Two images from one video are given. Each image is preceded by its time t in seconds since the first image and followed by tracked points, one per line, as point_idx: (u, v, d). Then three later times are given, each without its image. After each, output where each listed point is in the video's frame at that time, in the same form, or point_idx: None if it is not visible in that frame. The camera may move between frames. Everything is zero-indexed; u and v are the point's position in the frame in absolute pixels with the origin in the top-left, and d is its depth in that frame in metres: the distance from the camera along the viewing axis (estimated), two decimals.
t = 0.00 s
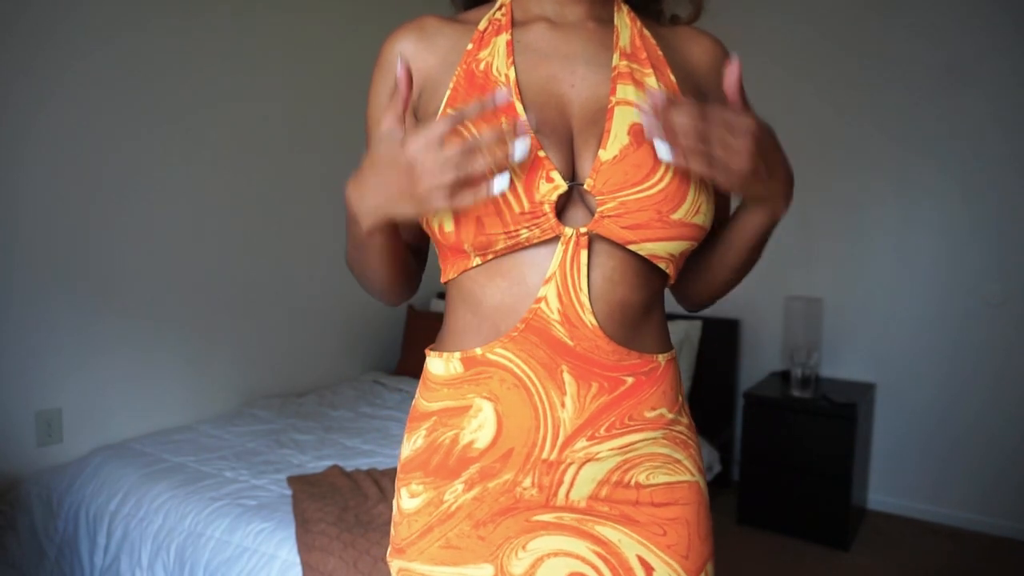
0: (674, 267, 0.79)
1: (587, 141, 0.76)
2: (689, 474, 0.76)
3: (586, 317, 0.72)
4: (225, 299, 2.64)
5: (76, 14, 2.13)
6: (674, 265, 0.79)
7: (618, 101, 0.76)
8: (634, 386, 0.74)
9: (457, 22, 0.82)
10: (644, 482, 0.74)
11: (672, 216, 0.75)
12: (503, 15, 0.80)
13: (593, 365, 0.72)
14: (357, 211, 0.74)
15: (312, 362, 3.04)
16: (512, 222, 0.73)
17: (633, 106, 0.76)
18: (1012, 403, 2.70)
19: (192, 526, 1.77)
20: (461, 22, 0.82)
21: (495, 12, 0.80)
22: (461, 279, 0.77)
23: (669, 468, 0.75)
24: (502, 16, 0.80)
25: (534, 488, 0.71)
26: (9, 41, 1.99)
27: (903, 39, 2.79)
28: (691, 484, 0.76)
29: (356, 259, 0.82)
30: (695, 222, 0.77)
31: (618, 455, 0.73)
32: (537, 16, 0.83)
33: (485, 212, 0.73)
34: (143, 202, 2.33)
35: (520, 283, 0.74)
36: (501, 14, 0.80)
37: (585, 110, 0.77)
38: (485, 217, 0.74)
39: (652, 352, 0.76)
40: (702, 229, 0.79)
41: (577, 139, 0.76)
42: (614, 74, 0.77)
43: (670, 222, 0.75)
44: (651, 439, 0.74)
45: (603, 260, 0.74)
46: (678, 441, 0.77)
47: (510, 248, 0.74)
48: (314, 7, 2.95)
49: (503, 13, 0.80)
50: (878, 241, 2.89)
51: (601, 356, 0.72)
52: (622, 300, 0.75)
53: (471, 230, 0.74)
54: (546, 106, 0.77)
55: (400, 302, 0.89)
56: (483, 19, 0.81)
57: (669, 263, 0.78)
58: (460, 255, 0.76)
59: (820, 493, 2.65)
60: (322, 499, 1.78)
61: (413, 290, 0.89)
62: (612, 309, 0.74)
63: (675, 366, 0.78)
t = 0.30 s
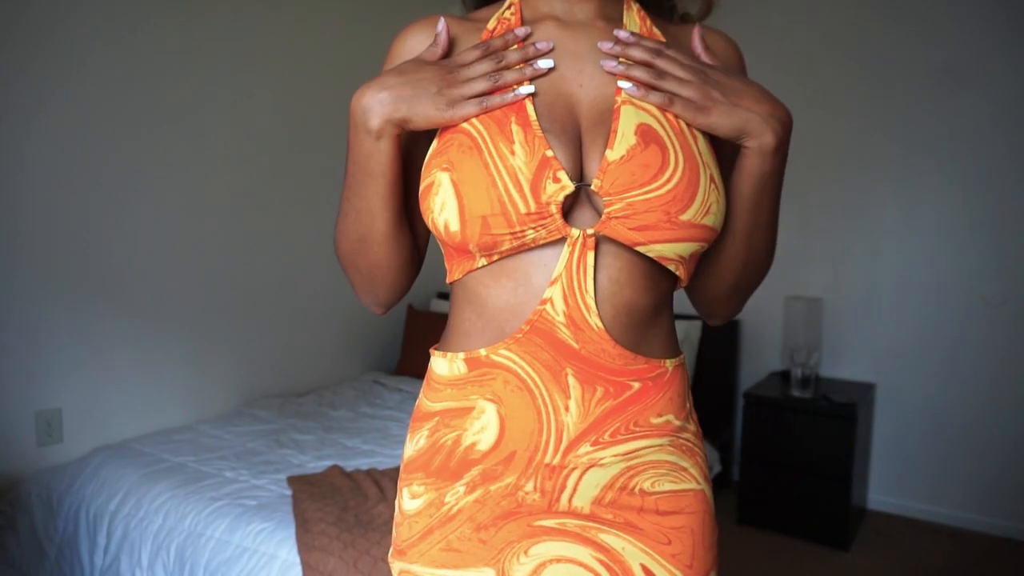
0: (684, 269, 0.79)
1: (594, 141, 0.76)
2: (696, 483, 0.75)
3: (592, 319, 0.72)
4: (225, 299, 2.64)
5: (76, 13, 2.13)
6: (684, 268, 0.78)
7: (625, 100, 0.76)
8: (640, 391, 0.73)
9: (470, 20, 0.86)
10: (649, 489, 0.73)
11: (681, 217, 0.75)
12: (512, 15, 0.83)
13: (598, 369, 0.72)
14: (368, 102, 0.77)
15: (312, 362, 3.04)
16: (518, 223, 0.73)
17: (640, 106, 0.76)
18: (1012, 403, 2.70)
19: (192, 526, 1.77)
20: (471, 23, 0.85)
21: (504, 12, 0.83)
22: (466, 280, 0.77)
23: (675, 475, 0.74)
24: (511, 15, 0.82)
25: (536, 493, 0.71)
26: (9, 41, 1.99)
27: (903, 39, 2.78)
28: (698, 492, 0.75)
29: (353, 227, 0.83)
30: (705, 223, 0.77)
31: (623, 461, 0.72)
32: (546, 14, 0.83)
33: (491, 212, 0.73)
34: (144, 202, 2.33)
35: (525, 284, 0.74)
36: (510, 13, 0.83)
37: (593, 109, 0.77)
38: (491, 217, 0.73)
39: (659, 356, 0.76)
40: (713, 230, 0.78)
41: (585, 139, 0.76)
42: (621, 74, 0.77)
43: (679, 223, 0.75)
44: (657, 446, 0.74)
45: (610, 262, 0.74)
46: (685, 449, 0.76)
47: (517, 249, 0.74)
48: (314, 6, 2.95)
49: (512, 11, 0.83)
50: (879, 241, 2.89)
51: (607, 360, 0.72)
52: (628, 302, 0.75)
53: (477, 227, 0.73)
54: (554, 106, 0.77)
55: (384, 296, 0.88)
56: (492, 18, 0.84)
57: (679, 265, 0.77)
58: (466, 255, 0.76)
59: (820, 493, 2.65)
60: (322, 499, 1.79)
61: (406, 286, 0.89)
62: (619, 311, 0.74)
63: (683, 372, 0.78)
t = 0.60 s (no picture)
0: (681, 267, 0.78)
1: (589, 137, 0.75)
2: (699, 485, 0.75)
3: (588, 317, 0.72)
4: (225, 300, 2.64)
5: (76, 13, 2.13)
6: (681, 265, 0.77)
7: (622, 95, 0.75)
8: (639, 390, 0.73)
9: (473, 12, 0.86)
10: (649, 491, 0.73)
11: (677, 212, 0.74)
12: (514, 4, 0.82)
13: (596, 368, 0.72)
14: (368, 40, 0.76)
15: (312, 362, 3.04)
16: (510, 215, 0.73)
17: (638, 101, 0.75)
18: (1013, 403, 2.70)
19: (192, 526, 1.77)
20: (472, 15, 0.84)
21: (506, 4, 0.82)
22: (462, 275, 0.78)
23: (676, 477, 0.74)
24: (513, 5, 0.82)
25: (534, 493, 0.72)
26: (9, 41, 1.99)
27: (904, 39, 2.78)
28: (700, 494, 0.75)
29: (344, 182, 0.80)
30: (702, 219, 0.76)
31: (621, 461, 0.72)
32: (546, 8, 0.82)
33: (483, 204, 0.73)
34: (143, 202, 2.33)
35: (520, 281, 0.74)
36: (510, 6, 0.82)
37: (589, 105, 0.76)
38: (483, 209, 0.73)
39: (658, 355, 0.76)
40: (711, 227, 0.77)
41: (580, 135, 0.75)
42: (619, 69, 0.76)
43: (674, 219, 0.74)
44: (657, 447, 0.74)
45: (605, 258, 0.74)
46: (687, 450, 0.76)
47: (512, 241, 0.74)
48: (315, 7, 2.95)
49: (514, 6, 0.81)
50: (879, 241, 2.89)
51: (605, 358, 0.72)
52: (625, 299, 0.74)
53: (469, 211, 0.73)
54: (550, 101, 0.76)
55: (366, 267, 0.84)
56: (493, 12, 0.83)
57: (676, 262, 0.77)
58: (459, 248, 0.76)
59: (820, 493, 2.65)
60: (322, 499, 1.78)
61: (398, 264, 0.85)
62: (615, 309, 0.74)
63: (684, 371, 0.78)
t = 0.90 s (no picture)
0: (681, 269, 0.77)
1: (587, 134, 0.75)
2: (699, 489, 0.75)
3: (582, 318, 0.72)
4: (225, 300, 2.64)
5: (76, 14, 2.13)
6: (681, 267, 0.77)
7: (621, 92, 0.74)
8: (635, 391, 0.73)
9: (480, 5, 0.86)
10: (647, 494, 0.72)
11: (674, 213, 0.73)
12: None
13: (591, 368, 0.72)
14: (378, 25, 0.77)
15: (313, 362, 3.04)
16: (503, 214, 0.73)
17: (637, 98, 0.74)
18: (1013, 402, 2.70)
19: (192, 526, 1.77)
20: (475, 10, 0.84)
21: None
22: (459, 273, 0.78)
23: (675, 480, 0.73)
24: None
25: (528, 493, 0.72)
26: (9, 42, 1.99)
27: (903, 38, 2.77)
28: (700, 498, 0.74)
29: (357, 173, 0.80)
30: (701, 221, 0.75)
31: (617, 463, 0.72)
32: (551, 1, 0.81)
33: (477, 202, 0.73)
34: (143, 202, 2.33)
35: (515, 281, 0.74)
36: None
37: (588, 101, 0.75)
38: (477, 207, 0.73)
39: (658, 356, 0.75)
40: (712, 228, 0.76)
41: (578, 131, 0.75)
42: (620, 66, 0.75)
43: (671, 220, 0.73)
44: (655, 449, 0.73)
45: (601, 258, 0.74)
46: (686, 453, 0.75)
47: (506, 240, 0.74)
48: (315, 7, 2.95)
49: None
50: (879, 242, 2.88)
51: (600, 359, 0.72)
52: (621, 300, 0.74)
53: (465, 207, 0.73)
54: (549, 97, 0.75)
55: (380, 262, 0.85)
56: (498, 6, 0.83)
57: (675, 264, 0.76)
58: (454, 246, 0.76)
59: (820, 493, 2.65)
60: (322, 499, 1.78)
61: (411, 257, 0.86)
62: (610, 310, 0.74)
63: (686, 372, 0.77)
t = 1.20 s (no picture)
0: (682, 264, 0.76)
1: (581, 128, 0.74)
2: (699, 488, 0.74)
3: (576, 314, 0.72)
4: (225, 299, 2.64)
5: (76, 14, 2.13)
6: (681, 262, 0.76)
7: (617, 84, 0.73)
8: (632, 388, 0.73)
9: None
10: (644, 493, 0.72)
11: (671, 208, 0.72)
12: None
13: (586, 364, 0.72)
14: (378, 29, 0.76)
15: (313, 362, 3.04)
16: (496, 212, 0.73)
17: (633, 89, 0.73)
18: (1012, 403, 2.71)
19: (192, 526, 1.77)
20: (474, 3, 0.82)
21: None
22: (456, 271, 0.78)
23: (673, 480, 0.73)
24: None
25: (524, 490, 0.72)
26: (9, 42, 1.99)
27: (903, 38, 2.77)
28: (700, 498, 0.74)
29: (355, 177, 0.80)
30: (698, 215, 0.74)
31: (614, 461, 0.72)
32: None
33: (469, 200, 0.73)
34: (143, 202, 2.33)
35: (510, 278, 0.74)
36: None
37: (584, 94, 0.75)
38: (470, 205, 0.73)
39: (656, 354, 0.75)
40: (712, 222, 0.75)
41: (573, 125, 0.75)
42: (615, 56, 0.74)
43: (667, 215, 0.73)
44: (653, 448, 0.73)
45: (596, 255, 0.74)
46: (686, 452, 0.75)
47: (500, 238, 0.74)
48: (314, 7, 2.95)
49: None
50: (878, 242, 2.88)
51: (595, 355, 0.72)
52: (617, 297, 0.74)
53: (457, 203, 0.74)
54: (545, 91, 0.75)
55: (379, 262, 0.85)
56: None
57: (674, 259, 0.75)
58: (449, 243, 0.77)
59: (820, 494, 2.65)
60: (322, 499, 1.79)
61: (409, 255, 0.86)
62: (606, 307, 0.73)
63: (687, 369, 0.77)
